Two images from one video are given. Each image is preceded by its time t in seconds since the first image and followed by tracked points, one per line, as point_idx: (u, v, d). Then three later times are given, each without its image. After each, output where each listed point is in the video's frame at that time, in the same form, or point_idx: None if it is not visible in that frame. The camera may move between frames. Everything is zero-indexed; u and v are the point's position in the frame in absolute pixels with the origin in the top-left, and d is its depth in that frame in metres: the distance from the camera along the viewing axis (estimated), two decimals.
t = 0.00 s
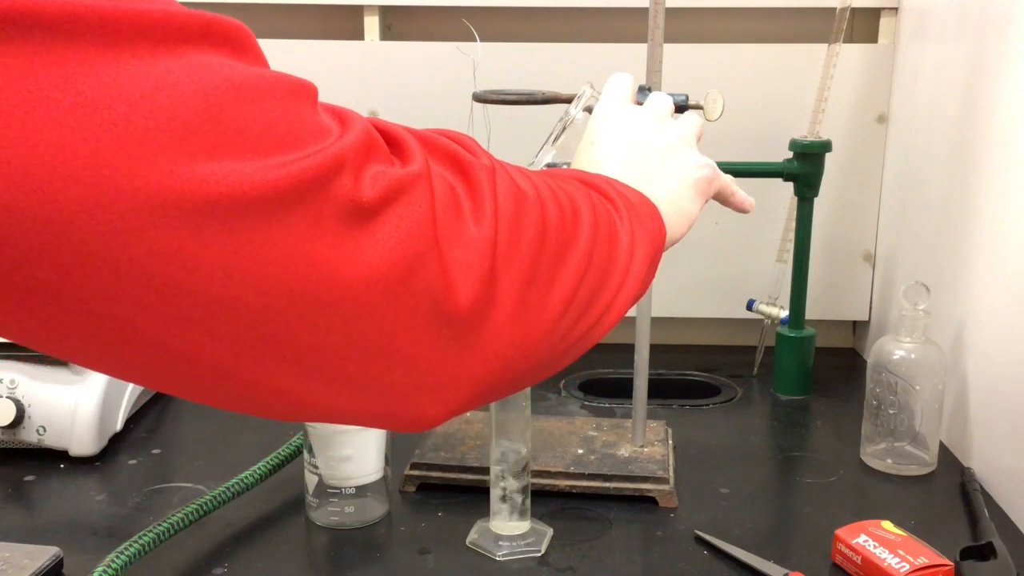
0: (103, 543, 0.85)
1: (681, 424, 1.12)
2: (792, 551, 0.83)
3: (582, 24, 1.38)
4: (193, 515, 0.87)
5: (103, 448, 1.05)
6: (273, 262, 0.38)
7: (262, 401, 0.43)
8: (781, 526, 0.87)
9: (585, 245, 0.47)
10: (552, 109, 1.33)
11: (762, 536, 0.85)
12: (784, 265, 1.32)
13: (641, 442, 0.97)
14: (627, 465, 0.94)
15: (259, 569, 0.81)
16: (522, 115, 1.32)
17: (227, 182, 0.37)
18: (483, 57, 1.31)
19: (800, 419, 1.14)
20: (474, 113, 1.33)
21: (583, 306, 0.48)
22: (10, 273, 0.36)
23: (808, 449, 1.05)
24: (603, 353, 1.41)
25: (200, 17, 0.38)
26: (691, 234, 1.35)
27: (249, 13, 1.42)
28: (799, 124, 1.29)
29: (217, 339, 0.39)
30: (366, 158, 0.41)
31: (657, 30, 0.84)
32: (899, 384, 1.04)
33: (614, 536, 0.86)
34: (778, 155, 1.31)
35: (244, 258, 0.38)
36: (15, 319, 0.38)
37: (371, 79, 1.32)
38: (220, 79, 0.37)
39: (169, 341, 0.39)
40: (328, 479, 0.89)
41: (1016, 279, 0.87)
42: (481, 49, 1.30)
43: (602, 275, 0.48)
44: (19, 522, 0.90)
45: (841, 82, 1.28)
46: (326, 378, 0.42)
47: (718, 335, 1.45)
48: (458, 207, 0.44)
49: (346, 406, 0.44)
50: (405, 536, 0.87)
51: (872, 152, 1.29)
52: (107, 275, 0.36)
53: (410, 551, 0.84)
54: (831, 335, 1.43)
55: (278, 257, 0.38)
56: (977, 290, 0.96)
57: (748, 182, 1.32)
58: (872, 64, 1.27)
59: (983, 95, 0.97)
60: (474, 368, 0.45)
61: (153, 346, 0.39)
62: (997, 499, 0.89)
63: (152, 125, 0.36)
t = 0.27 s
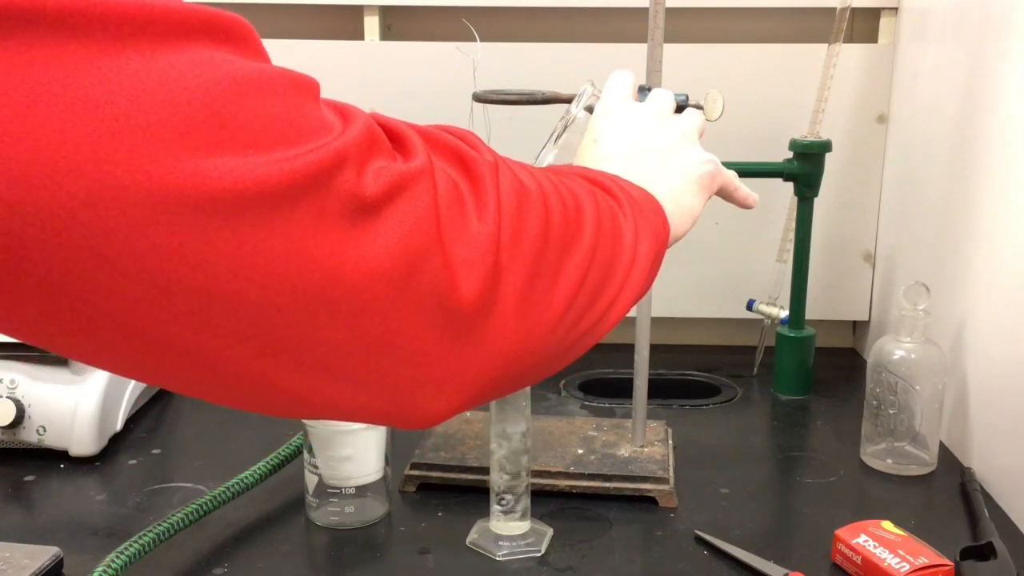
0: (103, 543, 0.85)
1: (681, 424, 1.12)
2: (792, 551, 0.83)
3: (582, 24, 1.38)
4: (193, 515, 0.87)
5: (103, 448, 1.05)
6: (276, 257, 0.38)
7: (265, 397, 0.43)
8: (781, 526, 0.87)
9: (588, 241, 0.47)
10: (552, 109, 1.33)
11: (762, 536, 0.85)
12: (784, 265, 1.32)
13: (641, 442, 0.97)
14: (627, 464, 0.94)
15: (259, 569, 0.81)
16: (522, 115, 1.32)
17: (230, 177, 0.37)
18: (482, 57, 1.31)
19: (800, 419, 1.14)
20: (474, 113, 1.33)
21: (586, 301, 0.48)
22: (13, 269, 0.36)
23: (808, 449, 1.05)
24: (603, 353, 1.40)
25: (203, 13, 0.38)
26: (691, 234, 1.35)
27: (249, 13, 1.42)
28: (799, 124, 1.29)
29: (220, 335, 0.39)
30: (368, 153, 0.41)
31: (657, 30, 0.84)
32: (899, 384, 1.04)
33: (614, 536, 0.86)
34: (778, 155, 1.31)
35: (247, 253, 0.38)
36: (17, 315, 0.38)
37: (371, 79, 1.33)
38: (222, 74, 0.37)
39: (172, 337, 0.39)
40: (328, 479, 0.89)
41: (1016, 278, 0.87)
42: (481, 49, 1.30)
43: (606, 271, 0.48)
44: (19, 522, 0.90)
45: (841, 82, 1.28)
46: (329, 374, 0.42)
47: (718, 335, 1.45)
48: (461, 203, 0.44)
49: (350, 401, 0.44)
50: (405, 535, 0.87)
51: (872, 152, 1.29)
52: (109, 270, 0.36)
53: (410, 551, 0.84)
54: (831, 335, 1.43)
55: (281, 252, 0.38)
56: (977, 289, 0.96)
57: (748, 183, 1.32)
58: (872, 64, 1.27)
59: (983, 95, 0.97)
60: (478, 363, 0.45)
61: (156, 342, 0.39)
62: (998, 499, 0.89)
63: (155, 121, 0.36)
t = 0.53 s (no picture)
0: (103, 543, 0.85)
1: (681, 424, 1.12)
2: (792, 551, 0.83)
3: (582, 24, 1.39)
4: (193, 515, 0.87)
5: (103, 448, 1.05)
6: (277, 255, 0.38)
7: (266, 395, 0.43)
8: (781, 526, 0.87)
9: (589, 239, 0.47)
10: (552, 109, 1.33)
11: (762, 536, 0.85)
12: (784, 265, 1.33)
13: (641, 442, 0.97)
14: (627, 465, 0.94)
15: (259, 569, 0.81)
16: (522, 115, 1.32)
17: (231, 175, 0.37)
18: (482, 57, 1.31)
19: (800, 419, 1.14)
20: (474, 112, 1.33)
21: (588, 300, 0.48)
22: (14, 267, 0.36)
23: (808, 449, 1.05)
24: (603, 353, 1.40)
25: (206, 12, 0.38)
26: (691, 234, 1.35)
27: (249, 13, 1.43)
28: (799, 124, 1.29)
29: (220, 332, 0.39)
30: (369, 152, 0.41)
31: (657, 30, 0.84)
32: (899, 384, 1.04)
33: (614, 536, 0.86)
34: (778, 155, 1.31)
35: (246, 252, 0.38)
36: (17, 312, 0.38)
37: (371, 79, 1.33)
38: (223, 73, 0.37)
39: (174, 335, 0.39)
40: (329, 479, 0.89)
41: (1016, 278, 0.87)
42: (481, 49, 1.30)
43: (607, 269, 0.48)
44: (19, 522, 0.90)
45: (841, 82, 1.28)
46: (329, 373, 0.42)
47: (718, 335, 1.45)
48: (462, 202, 0.44)
49: (351, 401, 0.44)
50: (405, 535, 0.87)
51: (872, 152, 1.30)
52: (110, 268, 0.36)
53: (410, 550, 0.84)
54: (831, 335, 1.43)
55: (281, 250, 0.38)
56: (977, 290, 0.96)
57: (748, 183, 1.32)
58: (872, 64, 1.27)
59: (983, 95, 0.97)
60: (479, 363, 0.45)
61: (157, 340, 0.39)
62: (997, 499, 0.89)
63: (155, 119, 0.36)
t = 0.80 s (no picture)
0: (103, 543, 0.85)
1: (681, 424, 1.12)
2: (792, 551, 0.83)
3: (582, 24, 1.39)
4: (193, 515, 0.87)
5: (103, 448, 1.05)
6: (278, 254, 0.38)
7: (266, 394, 0.43)
8: (781, 526, 0.87)
9: (589, 238, 0.47)
10: (553, 109, 1.33)
11: (762, 536, 0.85)
12: (784, 265, 1.32)
13: (641, 442, 0.97)
14: (627, 464, 0.94)
15: (259, 569, 0.81)
16: (522, 115, 1.32)
17: (231, 175, 0.37)
18: (483, 57, 1.31)
19: (800, 419, 1.14)
20: (474, 112, 1.33)
21: (589, 298, 0.48)
22: (13, 267, 0.36)
23: (808, 449, 1.05)
24: (603, 353, 1.40)
25: (205, 12, 0.38)
26: (691, 234, 1.35)
27: (249, 13, 1.42)
28: (799, 124, 1.29)
29: (221, 332, 0.39)
30: (368, 151, 0.41)
31: (657, 30, 0.84)
32: (899, 384, 1.04)
33: (614, 536, 0.86)
34: (778, 155, 1.31)
35: (246, 251, 0.38)
36: (17, 312, 0.38)
37: (372, 79, 1.33)
38: (222, 72, 0.37)
39: (174, 335, 0.39)
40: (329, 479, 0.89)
41: (1016, 278, 0.87)
42: (481, 49, 1.31)
43: (607, 268, 0.48)
44: (19, 522, 0.90)
45: (841, 82, 1.28)
46: (329, 372, 0.42)
47: (718, 335, 1.45)
48: (462, 201, 0.44)
49: (351, 400, 0.44)
50: (405, 535, 0.87)
51: (872, 152, 1.30)
52: (110, 268, 0.36)
53: (410, 550, 0.84)
54: (831, 335, 1.43)
55: (282, 250, 0.38)
56: (977, 290, 0.96)
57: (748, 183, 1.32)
58: (872, 64, 1.27)
59: (983, 96, 0.97)
60: (479, 362, 0.45)
61: (157, 340, 0.39)
62: (997, 499, 0.89)
63: (155, 119, 0.36)
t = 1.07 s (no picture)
0: (103, 543, 0.85)
1: (681, 424, 1.12)
2: (792, 551, 0.83)
3: (582, 24, 1.38)
4: (193, 515, 0.87)
5: (103, 448, 1.05)
6: (277, 257, 0.38)
7: (266, 397, 0.43)
8: (781, 526, 0.87)
9: (588, 240, 0.47)
10: (552, 109, 1.33)
11: (762, 536, 0.85)
12: (784, 265, 1.33)
13: (641, 442, 0.97)
14: (627, 465, 0.94)
15: (259, 569, 0.81)
16: (522, 115, 1.32)
17: (231, 178, 0.37)
18: (483, 57, 1.31)
19: (800, 419, 1.14)
20: (474, 112, 1.33)
21: (588, 300, 0.48)
22: (13, 269, 0.36)
23: (808, 449, 1.05)
24: (603, 352, 1.40)
25: (204, 15, 0.38)
26: (691, 234, 1.35)
27: (249, 13, 1.42)
28: (799, 124, 1.29)
29: (220, 334, 0.39)
30: (367, 154, 0.41)
31: (657, 30, 0.84)
32: (899, 384, 1.04)
33: (614, 536, 0.86)
34: (779, 155, 1.31)
35: (246, 254, 0.38)
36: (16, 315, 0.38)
37: (372, 79, 1.32)
38: (221, 75, 0.37)
39: (173, 338, 0.39)
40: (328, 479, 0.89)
41: (1016, 278, 0.87)
42: (481, 49, 1.30)
43: (606, 269, 0.48)
44: (19, 522, 0.90)
45: (841, 82, 1.28)
46: (328, 374, 0.42)
47: (718, 335, 1.45)
48: (461, 204, 0.44)
49: (350, 403, 0.44)
50: (405, 535, 0.87)
51: (872, 152, 1.29)
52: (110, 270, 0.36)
53: (410, 550, 0.84)
54: (831, 335, 1.43)
55: (281, 252, 0.38)
56: (977, 290, 0.96)
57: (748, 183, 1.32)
58: (872, 63, 1.27)
59: (983, 95, 0.97)
60: (478, 364, 0.45)
61: (156, 343, 0.39)
62: (997, 499, 0.89)
63: (155, 122, 0.36)
